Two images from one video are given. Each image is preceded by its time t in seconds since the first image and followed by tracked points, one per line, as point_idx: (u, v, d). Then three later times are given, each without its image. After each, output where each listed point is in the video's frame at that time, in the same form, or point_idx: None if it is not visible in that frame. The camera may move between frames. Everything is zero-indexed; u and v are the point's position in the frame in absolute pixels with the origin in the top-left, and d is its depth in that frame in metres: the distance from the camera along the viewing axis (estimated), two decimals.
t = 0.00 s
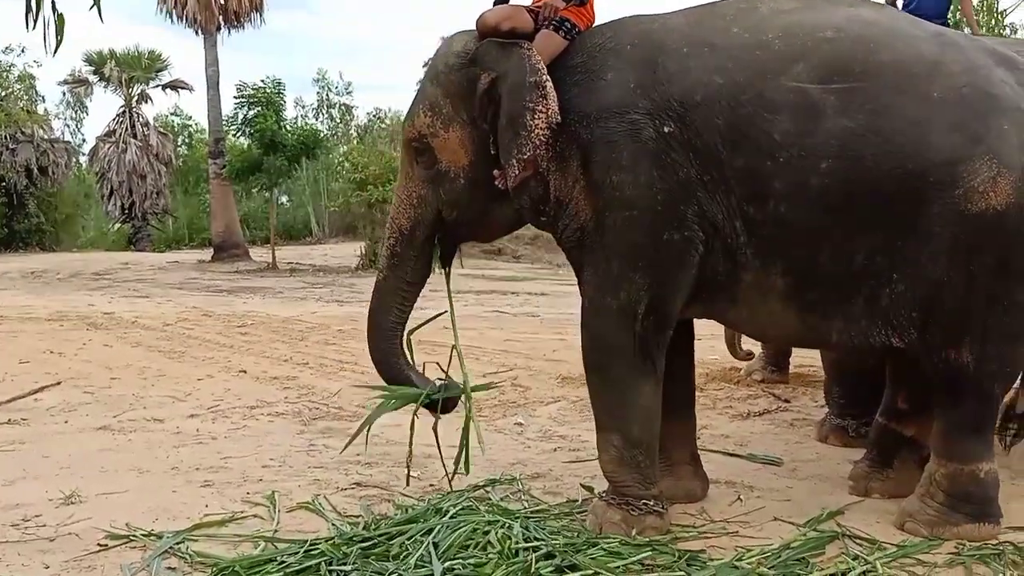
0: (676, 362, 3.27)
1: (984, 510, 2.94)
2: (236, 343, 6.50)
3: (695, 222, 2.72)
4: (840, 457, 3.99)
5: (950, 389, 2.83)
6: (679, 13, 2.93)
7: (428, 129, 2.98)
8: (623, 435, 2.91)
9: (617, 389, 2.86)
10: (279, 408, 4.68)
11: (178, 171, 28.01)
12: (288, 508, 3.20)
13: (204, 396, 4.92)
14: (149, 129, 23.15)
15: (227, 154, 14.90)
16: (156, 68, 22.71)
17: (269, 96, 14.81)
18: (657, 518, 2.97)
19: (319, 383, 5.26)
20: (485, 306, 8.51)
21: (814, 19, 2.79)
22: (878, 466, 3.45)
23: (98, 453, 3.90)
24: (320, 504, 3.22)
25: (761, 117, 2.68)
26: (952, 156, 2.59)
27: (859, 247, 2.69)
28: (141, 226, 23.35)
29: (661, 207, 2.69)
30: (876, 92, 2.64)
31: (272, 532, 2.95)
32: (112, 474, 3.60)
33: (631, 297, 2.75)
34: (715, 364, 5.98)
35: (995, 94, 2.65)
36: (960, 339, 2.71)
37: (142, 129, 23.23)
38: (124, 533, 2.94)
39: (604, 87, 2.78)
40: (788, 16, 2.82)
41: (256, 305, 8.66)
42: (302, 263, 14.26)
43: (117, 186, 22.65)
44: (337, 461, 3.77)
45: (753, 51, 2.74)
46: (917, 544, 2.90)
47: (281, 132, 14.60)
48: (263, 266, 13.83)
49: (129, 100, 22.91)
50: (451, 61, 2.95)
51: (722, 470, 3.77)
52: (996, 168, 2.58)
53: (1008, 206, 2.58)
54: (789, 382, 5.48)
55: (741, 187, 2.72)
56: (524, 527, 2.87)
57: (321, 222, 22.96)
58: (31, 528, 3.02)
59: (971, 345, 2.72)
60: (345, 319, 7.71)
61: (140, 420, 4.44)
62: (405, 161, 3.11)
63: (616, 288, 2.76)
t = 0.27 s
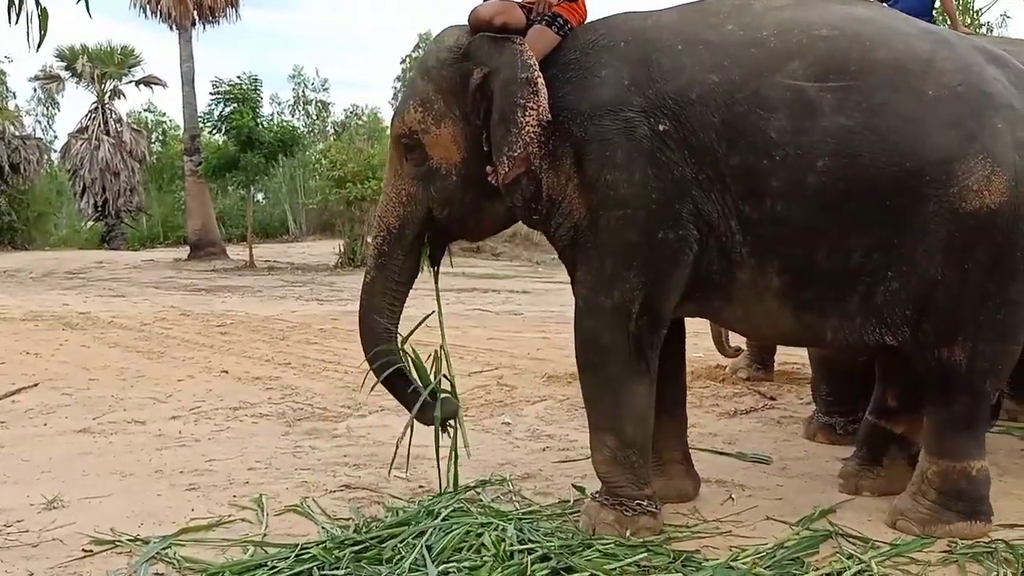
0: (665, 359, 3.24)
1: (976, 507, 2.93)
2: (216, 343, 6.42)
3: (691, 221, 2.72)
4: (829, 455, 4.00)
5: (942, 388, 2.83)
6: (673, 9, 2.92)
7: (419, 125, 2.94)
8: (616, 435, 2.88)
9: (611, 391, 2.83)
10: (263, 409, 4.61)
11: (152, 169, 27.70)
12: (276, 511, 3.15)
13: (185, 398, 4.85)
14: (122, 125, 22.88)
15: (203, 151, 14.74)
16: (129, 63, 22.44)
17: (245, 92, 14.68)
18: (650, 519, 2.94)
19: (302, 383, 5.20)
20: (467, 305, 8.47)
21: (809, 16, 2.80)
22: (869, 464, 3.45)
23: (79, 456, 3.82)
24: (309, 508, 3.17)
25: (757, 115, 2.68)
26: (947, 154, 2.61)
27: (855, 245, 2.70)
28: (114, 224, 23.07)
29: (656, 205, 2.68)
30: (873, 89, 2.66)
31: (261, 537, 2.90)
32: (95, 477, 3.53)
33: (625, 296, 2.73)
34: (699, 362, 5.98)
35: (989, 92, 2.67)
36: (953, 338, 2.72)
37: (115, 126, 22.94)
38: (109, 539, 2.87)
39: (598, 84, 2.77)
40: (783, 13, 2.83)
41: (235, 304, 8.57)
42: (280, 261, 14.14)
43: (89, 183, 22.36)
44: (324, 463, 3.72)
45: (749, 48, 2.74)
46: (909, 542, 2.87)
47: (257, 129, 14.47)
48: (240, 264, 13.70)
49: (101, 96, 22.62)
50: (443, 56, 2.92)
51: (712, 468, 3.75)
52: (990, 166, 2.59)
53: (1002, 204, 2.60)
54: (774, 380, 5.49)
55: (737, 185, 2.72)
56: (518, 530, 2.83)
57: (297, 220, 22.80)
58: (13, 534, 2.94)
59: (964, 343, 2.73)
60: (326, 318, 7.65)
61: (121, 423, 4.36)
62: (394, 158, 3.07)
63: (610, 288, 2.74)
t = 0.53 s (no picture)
0: (657, 355, 3.23)
1: (968, 503, 2.93)
2: (203, 340, 6.37)
3: (685, 218, 2.73)
4: (819, 451, 4.00)
5: (935, 384, 2.83)
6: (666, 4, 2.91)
7: (409, 119, 2.91)
8: (609, 432, 2.86)
9: (604, 389, 2.81)
10: (251, 406, 4.58)
11: (136, 164, 27.51)
12: (266, 510, 3.12)
13: (172, 395, 4.81)
14: (106, 120, 22.70)
15: (189, 146, 14.64)
16: (113, 58, 22.26)
17: (231, 88, 14.59)
18: (643, 516, 2.92)
19: (291, 380, 5.16)
20: (456, 301, 8.45)
21: (804, 12, 2.80)
22: (860, 461, 3.44)
23: (66, 454, 3.78)
24: (299, 506, 3.14)
25: (753, 111, 2.68)
26: (942, 150, 2.61)
27: (852, 242, 2.70)
28: (99, 219, 22.90)
29: (651, 202, 2.68)
30: (869, 85, 2.66)
31: (251, 536, 2.87)
32: (81, 476, 3.49)
33: (619, 293, 2.72)
34: (688, 358, 5.98)
35: (983, 88, 2.67)
36: (946, 333, 2.73)
37: (99, 121, 22.75)
38: (97, 538, 2.84)
39: (592, 79, 2.75)
40: (778, 8, 2.82)
41: (221, 300, 8.51)
42: (266, 257, 14.07)
43: (73, 178, 22.18)
44: (314, 461, 3.69)
45: (744, 44, 2.74)
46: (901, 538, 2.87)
47: (243, 124, 14.38)
48: (227, 260, 13.62)
49: (85, 90, 22.43)
50: (435, 49, 2.89)
51: (703, 465, 3.75)
52: (985, 162, 2.60)
53: (996, 201, 2.61)
54: (763, 376, 5.49)
55: (733, 182, 2.72)
56: (510, 528, 2.82)
57: (284, 216, 22.71)
58: None
59: (957, 339, 2.73)
60: (313, 314, 7.61)
61: (108, 420, 4.32)
62: (384, 152, 3.04)
63: (603, 284, 2.73)
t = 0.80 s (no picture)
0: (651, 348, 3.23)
1: (959, 497, 2.94)
2: (197, 333, 6.36)
3: (681, 212, 2.74)
4: (812, 444, 4.01)
5: (928, 378, 2.83)
6: None
7: (402, 113, 2.89)
8: (603, 426, 2.86)
9: (598, 383, 2.81)
10: (244, 399, 4.58)
11: (131, 156, 27.44)
12: (259, 503, 3.12)
13: (165, 388, 4.80)
14: (100, 113, 22.64)
15: (183, 139, 14.59)
16: (107, 50, 22.16)
17: (226, 80, 14.56)
18: (636, 509, 2.93)
19: (285, 373, 5.16)
20: (451, 294, 8.44)
21: (801, 5, 2.80)
22: (853, 454, 3.45)
23: (58, 448, 3.78)
24: (292, 499, 3.15)
25: (749, 105, 2.68)
26: (938, 144, 2.61)
27: (849, 236, 2.72)
28: (93, 212, 22.85)
29: (646, 196, 2.69)
30: (866, 79, 2.66)
31: (243, 529, 2.87)
32: (73, 469, 3.49)
33: (613, 288, 2.73)
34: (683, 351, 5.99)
35: (978, 81, 2.68)
36: (940, 328, 2.73)
37: (93, 113, 22.67)
38: (89, 532, 2.84)
39: (588, 72, 2.74)
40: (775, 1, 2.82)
41: (216, 293, 8.50)
42: (261, 250, 14.04)
43: (67, 171, 22.11)
44: (307, 454, 3.69)
45: (740, 38, 2.74)
46: (893, 532, 2.88)
47: (238, 117, 14.33)
48: (221, 253, 13.60)
49: (79, 83, 22.34)
50: (428, 42, 2.88)
51: (697, 458, 3.75)
52: (980, 156, 2.60)
53: (992, 194, 2.60)
54: (757, 369, 5.49)
55: (729, 176, 2.72)
56: (503, 521, 2.82)
57: (279, 209, 22.67)
58: None
59: (951, 333, 2.72)
60: (308, 307, 7.60)
61: (101, 413, 4.32)
62: (377, 147, 3.03)
63: (597, 279, 2.73)
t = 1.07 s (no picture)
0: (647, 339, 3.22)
1: (954, 489, 2.94)
2: (192, 321, 6.35)
3: (680, 202, 2.72)
4: (808, 435, 4.00)
5: (925, 370, 2.83)
6: None
7: (398, 100, 2.88)
8: (598, 417, 2.85)
9: (594, 374, 2.80)
10: (239, 387, 4.57)
11: (128, 144, 27.36)
12: (252, 491, 3.11)
13: (160, 376, 4.79)
14: (97, 100, 22.57)
15: (180, 127, 14.54)
16: (103, 36, 22.05)
17: (223, 68, 14.52)
18: (630, 500, 2.92)
19: (280, 362, 5.15)
20: (447, 284, 8.42)
21: None
22: (848, 446, 3.44)
23: (52, 435, 3.77)
24: (286, 488, 3.14)
25: (749, 94, 2.68)
26: (938, 134, 2.61)
27: (848, 227, 2.71)
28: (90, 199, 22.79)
29: (644, 186, 2.67)
30: (866, 69, 2.66)
31: (236, 518, 2.86)
32: (66, 456, 3.48)
33: (610, 279, 2.71)
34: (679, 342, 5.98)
35: (978, 71, 2.67)
36: (937, 319, 2.72)
37: (90, 100, 22.58)
38: (81, 520, 2.83)
39: (586, 60, 2.71)
40: None
41: (212, 281, 8.48)
42: (257, 239, 14.02)
43: (64, 158, 22.04)
44: (302, 443, 3.68)
45: (740, 26, 2.74)
46: (887, 523, 2.88)
47: (235, 105, 14.27)
48: (218, 241, 13.57)
49: (75, 69, 22.24)
50: (423, 28, 2.86)
51: (692, 449, 3.75)
52: (980, 146, 2.60)
53: (990, 184, 2.60)
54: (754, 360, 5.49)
55: (729, 166, 2.72)
56: (497, 510, 2.81)
57: (277, 197, 22.63)
58: None
59: (948, 324, 2.72)
60: (304, 296, 7.58)
61: (95, 401, 4.31)
62: (370, 134, 3.01)
63: (594, 270, 2.72)
